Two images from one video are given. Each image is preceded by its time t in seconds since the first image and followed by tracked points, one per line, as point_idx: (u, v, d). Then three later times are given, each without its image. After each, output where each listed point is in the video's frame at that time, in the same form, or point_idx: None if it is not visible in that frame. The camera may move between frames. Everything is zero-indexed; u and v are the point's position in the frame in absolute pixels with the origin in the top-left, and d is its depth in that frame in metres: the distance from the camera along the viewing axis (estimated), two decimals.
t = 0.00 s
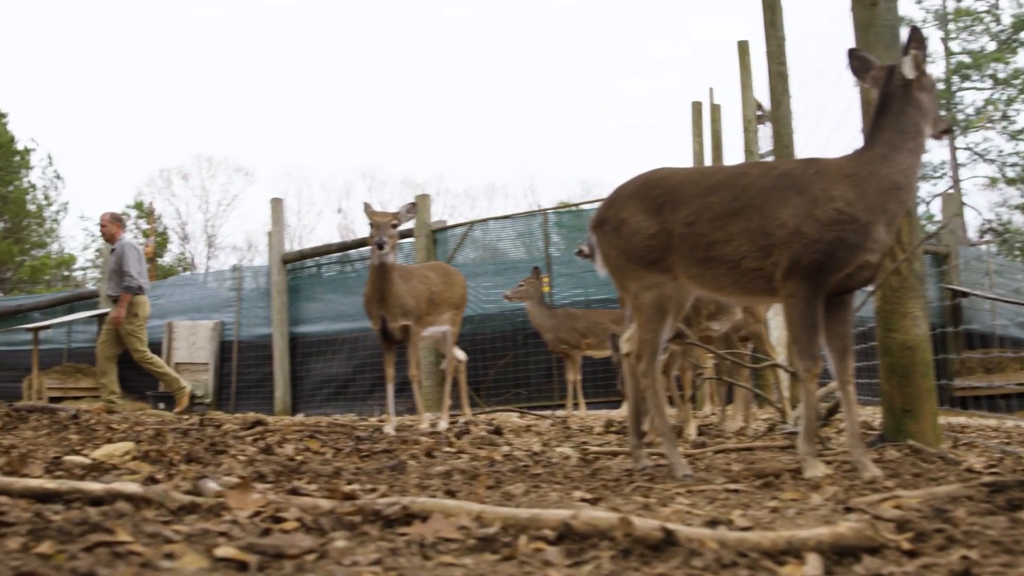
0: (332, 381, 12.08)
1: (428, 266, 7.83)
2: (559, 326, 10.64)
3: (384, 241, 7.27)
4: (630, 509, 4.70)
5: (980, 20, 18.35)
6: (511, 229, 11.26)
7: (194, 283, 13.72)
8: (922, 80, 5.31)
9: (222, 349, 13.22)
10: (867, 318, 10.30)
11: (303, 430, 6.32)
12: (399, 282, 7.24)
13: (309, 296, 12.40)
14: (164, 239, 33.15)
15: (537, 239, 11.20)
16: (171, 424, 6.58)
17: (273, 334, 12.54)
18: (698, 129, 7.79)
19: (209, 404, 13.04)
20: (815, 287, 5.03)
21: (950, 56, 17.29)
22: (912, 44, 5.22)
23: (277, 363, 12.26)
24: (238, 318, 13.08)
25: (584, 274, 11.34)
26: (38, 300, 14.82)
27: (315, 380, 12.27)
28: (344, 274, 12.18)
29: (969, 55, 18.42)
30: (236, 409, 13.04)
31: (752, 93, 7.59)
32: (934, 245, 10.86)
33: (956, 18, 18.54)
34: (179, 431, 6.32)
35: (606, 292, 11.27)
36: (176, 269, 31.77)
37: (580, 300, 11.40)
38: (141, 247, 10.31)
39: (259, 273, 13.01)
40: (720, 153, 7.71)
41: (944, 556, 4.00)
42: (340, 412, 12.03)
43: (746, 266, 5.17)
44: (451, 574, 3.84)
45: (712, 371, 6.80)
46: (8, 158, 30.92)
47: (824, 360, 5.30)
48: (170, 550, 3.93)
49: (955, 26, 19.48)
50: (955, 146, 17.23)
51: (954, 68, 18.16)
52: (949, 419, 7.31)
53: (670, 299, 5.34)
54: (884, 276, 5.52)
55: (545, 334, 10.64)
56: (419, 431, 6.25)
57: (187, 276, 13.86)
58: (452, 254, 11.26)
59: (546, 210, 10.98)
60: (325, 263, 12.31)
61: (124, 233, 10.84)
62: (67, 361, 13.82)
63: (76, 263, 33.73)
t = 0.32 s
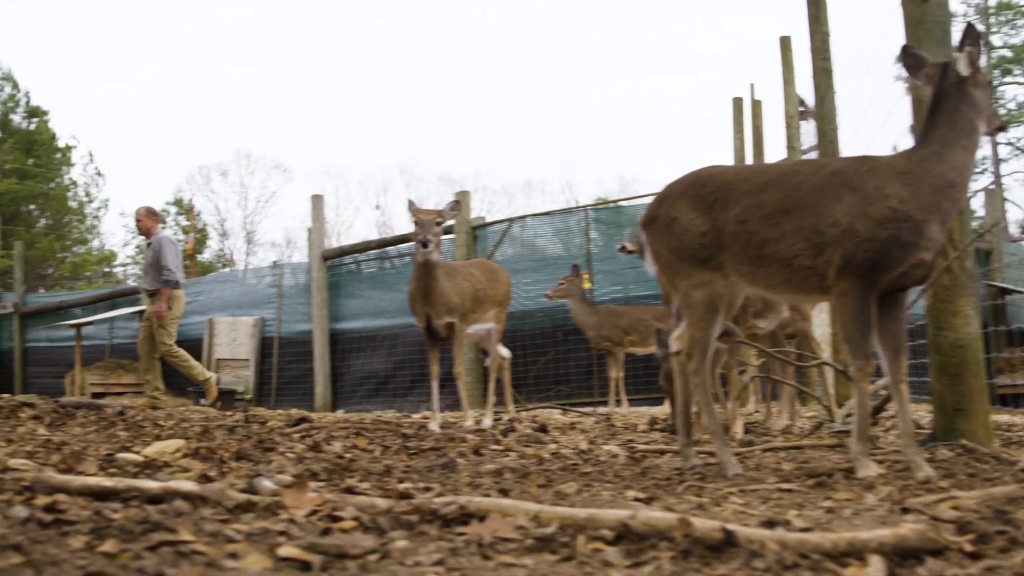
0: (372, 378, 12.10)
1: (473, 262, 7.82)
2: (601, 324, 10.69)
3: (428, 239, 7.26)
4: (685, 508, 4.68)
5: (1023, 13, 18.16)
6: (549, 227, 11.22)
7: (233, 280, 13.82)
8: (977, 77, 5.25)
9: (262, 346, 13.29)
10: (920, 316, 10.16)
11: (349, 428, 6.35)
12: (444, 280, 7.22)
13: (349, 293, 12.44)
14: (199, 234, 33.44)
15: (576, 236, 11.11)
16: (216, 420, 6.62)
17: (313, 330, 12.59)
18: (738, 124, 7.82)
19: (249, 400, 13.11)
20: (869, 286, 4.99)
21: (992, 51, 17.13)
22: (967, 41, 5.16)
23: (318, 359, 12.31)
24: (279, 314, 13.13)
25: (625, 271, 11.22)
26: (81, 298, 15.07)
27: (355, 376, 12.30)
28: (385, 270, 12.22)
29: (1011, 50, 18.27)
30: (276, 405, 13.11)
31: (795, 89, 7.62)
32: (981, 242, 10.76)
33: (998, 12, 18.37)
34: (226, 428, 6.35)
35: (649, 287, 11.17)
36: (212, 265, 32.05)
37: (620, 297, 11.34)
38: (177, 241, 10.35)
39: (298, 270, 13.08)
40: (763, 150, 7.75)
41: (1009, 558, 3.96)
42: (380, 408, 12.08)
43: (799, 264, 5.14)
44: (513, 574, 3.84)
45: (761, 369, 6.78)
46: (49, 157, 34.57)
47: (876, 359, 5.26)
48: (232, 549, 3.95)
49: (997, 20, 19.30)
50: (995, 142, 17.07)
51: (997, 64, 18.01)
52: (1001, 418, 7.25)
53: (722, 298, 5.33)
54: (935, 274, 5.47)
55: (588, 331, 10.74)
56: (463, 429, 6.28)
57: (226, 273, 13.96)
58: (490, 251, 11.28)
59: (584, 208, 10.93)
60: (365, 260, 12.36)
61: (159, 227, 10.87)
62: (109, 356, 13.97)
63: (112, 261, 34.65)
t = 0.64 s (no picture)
0: (409, 374, 12.10)
1: (515, 260, 7.81)
2: (640, 322, 10.69)
3: (470, 237, 7.24)
4: (735, 508, 4.67)
5: None
6: (583, 224, 11.21)
7: (271, 278, 13.94)
8: None
9: (299, 343, 13.38)
10: (966, 313, 10.06)
11: (391, 426, 6.36)
12: (485, 277, 7.19)
13: (385, 290, 12.48)
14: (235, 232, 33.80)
15: (611, 233, 11.10)
16: (257, 418, 6.65)
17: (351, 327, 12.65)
18: (778, 119, 7.87)
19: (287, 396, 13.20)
20: (918, 285, 4.94)
21: None
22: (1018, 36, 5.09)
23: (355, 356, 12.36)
24: (316, 311, 13.21)
25: (663, 267, 11.12)
26: (120, 295, 15.29)
27: (391, 373, 12.33)
28: (422, 267, 12.23)
29: None
30: (313, 401, 13.18)
31: (834, 84, 7.62)
32: None
33: None
34: (267, 426, 6.37)
35: (687, 283, 11.06)
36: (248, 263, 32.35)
37: (657, 294, 11.22)
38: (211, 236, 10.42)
39: (334, 267, 13.15)
40: (801, 145, 7.77)
41: None
42: (417, 405, 12.03)
43: (847, 263, 5.11)
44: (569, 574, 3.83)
45: (807, 367, 6.74)
46: (87, 155, 35.74)
47: (925, 357, 5.22)
48: (289, 550, 3.96)
49: None
50: None
51: None
52: None
53: (768, 296, 5.32)
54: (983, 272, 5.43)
55: (627, 328, 10.73)
56: (504, 427, 6.29)
57: (263, 270, 14.09)
58: (527, 249, 11.38)
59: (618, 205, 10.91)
60: (402, 257, 12.39)
61: (191, 222, 10.94)
62: (147, 353, 14.12)
63: (147, 260, 35.18)
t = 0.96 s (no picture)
0: (435, 369, 12.13)
1: (545, 257, 7.78)
2: (668, 317, 10.54)
3: (499, 233, 7.23)
4: (771, 507, 4.66)
5: None
6: (608, 219, 11.21)
7: (298, 272, 14.04)
8: None
9: (325, 337, 13.48)
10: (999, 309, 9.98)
11: (420, 421, 6.37)
12: (514, 273, 7.18)
13: (411, 285, 12.49)
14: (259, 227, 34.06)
15: (635, 228, 11.10)
16: (286, 413, 6.67)
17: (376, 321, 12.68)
18: (805, 115, 7.84)
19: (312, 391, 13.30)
20: (954, 283, 4.90)
21: None
22: None
23: (380, 351, 12.40)
24: (341, 306, 13.27)
25: (689, 263, 11.12)
26: (146, 289, 15.37)
27: (416, 368, 12.34)
28: (448, 262, 12.21)
29: None
30: (339, 396, 13.25)
31: (863, 79, 7.58)
32: None
33: None
34: (297, 421, 6.39)
35: (714, 280, 11.03)
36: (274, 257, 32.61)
37: (680, 289, 11.24)
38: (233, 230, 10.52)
39: (360, 262, 13.19)
40: (828, 141, 7.75)
41: None
42: (443, 400, 12.07)
43: (883, 261, 5.08)
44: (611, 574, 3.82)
45: (838, 364, 6.73)
46: (112, 149, 36.15)
47: (961, 356, 5.19)
48: (331, 548, 3.97)
49: None
50: None
51: None
52: None
53: (802, 293, 5.30)
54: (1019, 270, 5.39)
55: (654, 324, 10.58)
56: (533, 423, 6.29)
57: (290, 265, 14.18)
58: (553, 244, 11.36)
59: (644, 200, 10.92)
60: (428, 252, 12.39)
61: (213, 216, 10.97)
62: (173, 347, 14.18)
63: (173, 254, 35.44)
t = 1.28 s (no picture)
0: (464, 369, 12.14)
1: (577, 257, 7.76)
2: (700, 318, 10.48)
3: (533, 234, 7.23)
4: (812, 510, 4.64)
5: None
6: (635, 219, 11.22)
7: (327, 272, 14.09)
8: None
9: (355, 337, 13.54)
10: None
11: (455, 422, 6.39)
12: (548, 274, 7.17)
13: (439, 284, 12.52)
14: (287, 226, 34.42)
15: (664, 228, 11.10)
16: (319, 413, 6.70)
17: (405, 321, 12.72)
18: (835, 113, 7.82)
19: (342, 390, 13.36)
20: (996, 285, 4.86)
21: None
22: None
23: (410, 351, 12.44)
24: (371, 305, 13.32)
25: (718, 262, 11.13)
26: (176, 289, 15.42)
27: (446, 368, 12.33)
28: (477, 261, 12.21)
29: None
30: (369, 395, 13.31)
31: (894, 78, 7.56)
32: None
33: None
34: (332, 421, 6.41)
35: (744, 279, 11.05)
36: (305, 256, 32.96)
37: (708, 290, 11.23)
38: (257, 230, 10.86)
39: (391, 261, 13.24)
40: (859, 139, 7.72)
41: None
42: (472, 399, 12.08)
43: (923, 262, 5.05)
44: None
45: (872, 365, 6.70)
46: (143, 149, 36.62)
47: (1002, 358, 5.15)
48: (379, 552, 3.98)
49: None
50: None
51: None
52: None
53: (842, 295, 5.28)
54: None
55: (686, 324, 10.50)
56: (568, 424, 6.30)
57: (320, 264, 14.23)
58: (583, 244, 11.35)
59: (673, 200, 10.92)
60: (456, 252, 12.40)
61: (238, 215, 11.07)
62: (203, 346, 14.25)
63: (201, 253, 35.72)
